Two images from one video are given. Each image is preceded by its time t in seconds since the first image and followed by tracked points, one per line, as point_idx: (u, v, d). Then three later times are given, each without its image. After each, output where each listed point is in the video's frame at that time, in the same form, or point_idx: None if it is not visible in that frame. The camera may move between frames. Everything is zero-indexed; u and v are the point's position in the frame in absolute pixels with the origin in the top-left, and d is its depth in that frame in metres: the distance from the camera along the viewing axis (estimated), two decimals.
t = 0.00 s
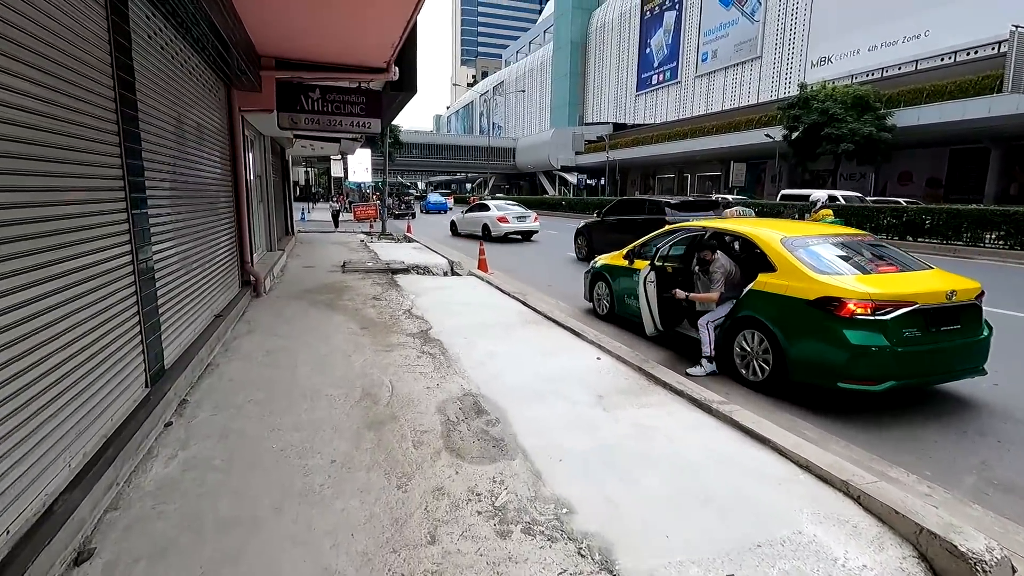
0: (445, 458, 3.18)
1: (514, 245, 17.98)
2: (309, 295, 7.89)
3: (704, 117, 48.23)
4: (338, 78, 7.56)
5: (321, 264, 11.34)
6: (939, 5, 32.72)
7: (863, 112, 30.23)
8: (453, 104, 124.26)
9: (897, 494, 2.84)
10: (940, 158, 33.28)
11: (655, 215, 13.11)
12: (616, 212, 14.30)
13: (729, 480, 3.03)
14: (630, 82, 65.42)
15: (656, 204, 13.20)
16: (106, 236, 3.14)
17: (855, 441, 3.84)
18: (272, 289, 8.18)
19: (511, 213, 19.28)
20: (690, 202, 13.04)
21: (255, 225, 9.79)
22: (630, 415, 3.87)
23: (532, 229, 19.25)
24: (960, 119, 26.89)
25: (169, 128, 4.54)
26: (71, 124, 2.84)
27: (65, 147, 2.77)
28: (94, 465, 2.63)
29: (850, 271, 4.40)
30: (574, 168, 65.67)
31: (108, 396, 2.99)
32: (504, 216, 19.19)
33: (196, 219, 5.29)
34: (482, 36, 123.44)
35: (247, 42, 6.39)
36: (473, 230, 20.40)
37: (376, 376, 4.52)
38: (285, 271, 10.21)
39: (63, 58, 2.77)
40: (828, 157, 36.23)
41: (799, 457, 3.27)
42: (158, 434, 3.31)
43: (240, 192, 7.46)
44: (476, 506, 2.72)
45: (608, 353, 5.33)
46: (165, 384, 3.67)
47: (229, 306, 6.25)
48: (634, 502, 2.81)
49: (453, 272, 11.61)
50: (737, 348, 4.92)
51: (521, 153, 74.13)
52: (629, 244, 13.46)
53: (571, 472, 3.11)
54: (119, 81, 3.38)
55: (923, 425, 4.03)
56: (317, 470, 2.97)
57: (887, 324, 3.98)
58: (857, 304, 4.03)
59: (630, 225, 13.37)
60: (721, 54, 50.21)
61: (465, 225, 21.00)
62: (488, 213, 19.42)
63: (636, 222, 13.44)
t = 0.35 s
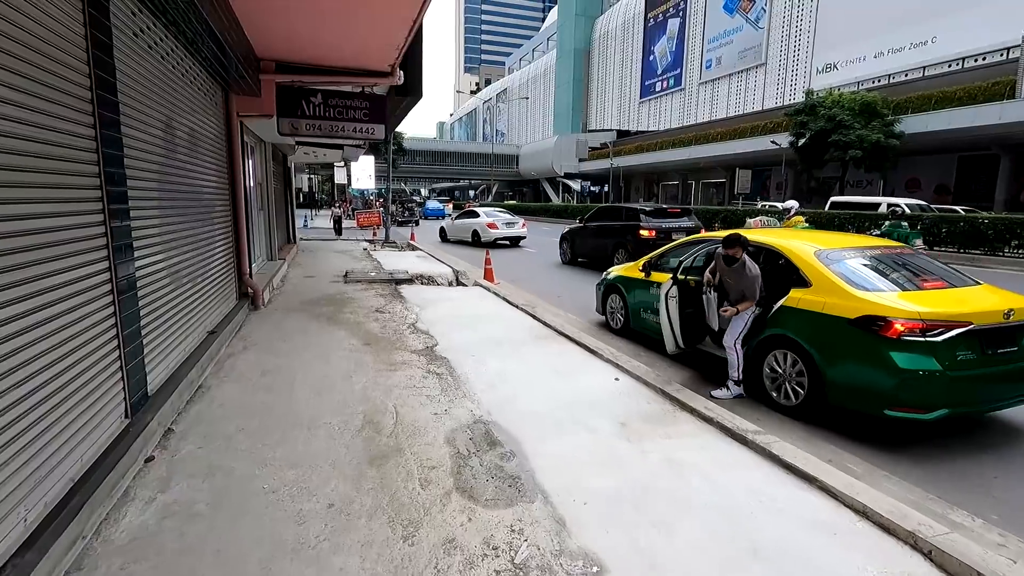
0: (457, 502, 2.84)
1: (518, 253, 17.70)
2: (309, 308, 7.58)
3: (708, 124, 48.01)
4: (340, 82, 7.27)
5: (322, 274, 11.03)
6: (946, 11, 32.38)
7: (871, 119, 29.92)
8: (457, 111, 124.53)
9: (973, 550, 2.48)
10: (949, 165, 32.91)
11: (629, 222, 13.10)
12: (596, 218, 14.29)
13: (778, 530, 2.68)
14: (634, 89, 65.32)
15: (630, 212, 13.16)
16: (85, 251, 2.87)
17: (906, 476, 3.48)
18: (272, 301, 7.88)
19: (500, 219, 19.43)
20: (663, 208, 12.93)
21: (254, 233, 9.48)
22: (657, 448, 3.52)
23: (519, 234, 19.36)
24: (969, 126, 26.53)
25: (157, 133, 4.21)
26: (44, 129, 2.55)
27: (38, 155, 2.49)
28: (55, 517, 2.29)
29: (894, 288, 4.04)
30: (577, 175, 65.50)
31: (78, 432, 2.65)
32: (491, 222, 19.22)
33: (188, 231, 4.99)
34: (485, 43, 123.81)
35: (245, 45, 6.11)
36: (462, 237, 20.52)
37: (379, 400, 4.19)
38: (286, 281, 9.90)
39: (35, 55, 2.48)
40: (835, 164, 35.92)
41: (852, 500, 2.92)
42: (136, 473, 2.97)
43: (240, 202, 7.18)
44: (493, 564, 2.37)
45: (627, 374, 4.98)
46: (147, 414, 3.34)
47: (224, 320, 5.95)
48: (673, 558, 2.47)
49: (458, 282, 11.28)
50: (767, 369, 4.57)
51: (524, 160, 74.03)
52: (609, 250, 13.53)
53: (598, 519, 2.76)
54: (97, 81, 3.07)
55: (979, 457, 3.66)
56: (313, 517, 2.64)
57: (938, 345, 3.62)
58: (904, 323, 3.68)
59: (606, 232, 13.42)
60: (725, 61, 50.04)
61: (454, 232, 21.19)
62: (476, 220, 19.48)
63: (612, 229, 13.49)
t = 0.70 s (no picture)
0: (477, 541, 2.52)
1: (523, 259, 17.43)
2: (311, 317, 7.26)
3: (711, 129, 47.88)
4: (345, 81, 6.98)
5: (325, 281, 10.73)
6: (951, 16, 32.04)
7: (877, 124, 29.68)
8: (459, 117, 124.79)
9: None
10: (956, 170, 32.60)
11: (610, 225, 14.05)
12: (581, 222, 15.24)
13: None
14: (636, 94, 65.27)
15: (611, 215, 14.09)
16: (60, 257, 2.55)
17: (970, 507, 3.14)
18: (273, 309, 7.57)
19: (489, 224, 19.90)
20: (641, 213, 13.87)
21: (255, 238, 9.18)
22: (695, 476, 3.20)
23: (507, 237, 19.93)
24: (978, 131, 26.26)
25: (149, 131, 3.89)
26: (12, 122, 2.23)
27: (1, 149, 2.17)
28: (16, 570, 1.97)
29: (946, 299, 3.74)
30: (580, 180, 65.40)
31: (49, 463, 2.33)
32: (481, 226, 19.89)
33: (183, 235, 4.68)
34: (487, 50, 124.17)
35: (246, 43, 5.84)
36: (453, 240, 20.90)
37: (386, 419, 3.87)
38: (287, 289, 9.60)
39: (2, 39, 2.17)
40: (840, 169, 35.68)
41: (922, 540, 2.59)
42: (117, 508, 2.65)
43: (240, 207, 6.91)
44: None
45: (651, 389, 4.65)
46: (132, 438, 3.02)
47: (221, 331, 5.64)
48: None
49: (463, 289, 10.98)
50: (803, 385, 4.26)
51: (526, 166, 73.97)
52: (592, 251, 14.34)
53: (640, 562, 2.43)
54: (79, 68, 2.76)
55: None
56: (315, 562, 2.32)
57: (1000, 362, 3.30)
58: (963, 338, 3.36)
59: (590, 234, 14.28)
60: (728, 66, 49.92)
61: (443, 236, 21.55)
62: (466, 224, 20.00)
63: (595, 231, 14.36)
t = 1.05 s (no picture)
0: None
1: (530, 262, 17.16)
2: (316, 325, 6.99)
3: (716, 130, 47.56)
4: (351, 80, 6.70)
5: (329, 286, 10.45)
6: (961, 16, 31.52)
7: (886, 124, 29.35)
8: (461, 118, 124.64)
9: None
10: (965, 171, 32.19)
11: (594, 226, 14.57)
12: (569, 223, 15.87)
13: None
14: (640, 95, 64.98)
15: (594, 217, 14.59)
16: (38, 272, 2.26)
17: None
18: (275, 317, 7.30)
19: (478, 225, 20.51)
20: (623, 214, 14.26)
21: (257, 242, 8.92)
22: (739, 511, 2.91)
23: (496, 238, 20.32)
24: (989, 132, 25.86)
25: (142, 130, 3.58)
26: None
27: None
28: None
29: (1006, 315, 3.43)
30: (583, 182, 65.14)
31: (21, 510, 2.05)
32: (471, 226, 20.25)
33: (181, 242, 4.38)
34: (490, 51, 124.06)
35: (250, 42, 5.57)
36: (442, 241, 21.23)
37: (399, 441, 3.60)
38: (291, 294, 9.33)
39: None
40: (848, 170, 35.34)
41: None
42: (103, 555, 2.37)
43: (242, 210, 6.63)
44: None
45: (679, 406, 4.35)
46: (122, 471, 2.74)
47: (222, 343, 5.36)
48: None
49: (471, 293, 10.72)
50: (844, 406, 3.96)
51: (529, 167, 73.70)
52: (579, 252, 14.95)
53: None
54: (62, 63, 2.47)
55: None
56: None
57: None
58: None
59: (576, 235, 14.90)
60: (732, 66, 49.58)
61: (431, 237, 21.80)
62: (456, 225, 20.46)
63: (581, 232, 14.97)
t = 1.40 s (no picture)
0: None
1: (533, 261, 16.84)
2: (316, 327, 6.69)
3: (719, 129, 47.25)
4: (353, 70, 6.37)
5: (329, 285, 10.16)
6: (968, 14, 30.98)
7: (892, 122, 29.02)
8: (462, 118, 124.36)
9: None
10: (972, 170, 31.79)
11: (579, 224, 15.40)
12: (555, 221, 16.56)
13: None
14: (642, 94, 64.65)
15: (580, 216, 15.41)
16: None
17: None
18: (274, 318, 7.01)
19: (466, 223, 20.77)
20: (606, 212, 15.16)
21: (256, 241, 8.62)
22: (788, 541, 2.61)
23: (483, 236, 20.75)
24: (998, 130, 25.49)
25: (123, 114, 3.25)
26: None
27: None
28: None
29: None
30: (585, 181, 64.85)
31: None
32: (459, 226, 20.44)
33: (170, 240, 4.06)
34: (491, 49, 123.66)
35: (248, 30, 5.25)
36: (427, 239, 21.46)
37: (406, 456, 3.30)
38: (290, 294, 9.03)
39: None
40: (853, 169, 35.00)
41: None
42: None
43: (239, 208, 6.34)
44: None
45: (707, 417, 4.05)
46: (97, 496, 2.44)
47: (216, 348, 5.03)
48: None
49: (475, 294, 10.44)
50: (889, 417, 3.66)
51: (530, 166, 73.41)
52: (564, 248, 15.64)
53: None
54: (25, 30, 2.14)
55: None
56: None
57: None
58: None
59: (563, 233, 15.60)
60: (735, 65, 49.23)
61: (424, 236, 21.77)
62: (443, 223, 20.69)
63: (567, 229, 15.66)
